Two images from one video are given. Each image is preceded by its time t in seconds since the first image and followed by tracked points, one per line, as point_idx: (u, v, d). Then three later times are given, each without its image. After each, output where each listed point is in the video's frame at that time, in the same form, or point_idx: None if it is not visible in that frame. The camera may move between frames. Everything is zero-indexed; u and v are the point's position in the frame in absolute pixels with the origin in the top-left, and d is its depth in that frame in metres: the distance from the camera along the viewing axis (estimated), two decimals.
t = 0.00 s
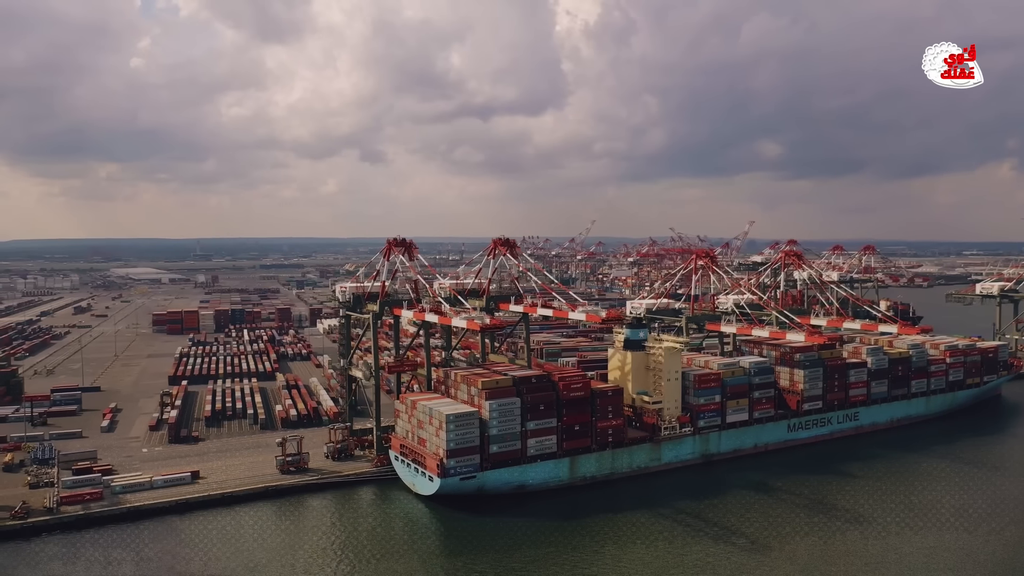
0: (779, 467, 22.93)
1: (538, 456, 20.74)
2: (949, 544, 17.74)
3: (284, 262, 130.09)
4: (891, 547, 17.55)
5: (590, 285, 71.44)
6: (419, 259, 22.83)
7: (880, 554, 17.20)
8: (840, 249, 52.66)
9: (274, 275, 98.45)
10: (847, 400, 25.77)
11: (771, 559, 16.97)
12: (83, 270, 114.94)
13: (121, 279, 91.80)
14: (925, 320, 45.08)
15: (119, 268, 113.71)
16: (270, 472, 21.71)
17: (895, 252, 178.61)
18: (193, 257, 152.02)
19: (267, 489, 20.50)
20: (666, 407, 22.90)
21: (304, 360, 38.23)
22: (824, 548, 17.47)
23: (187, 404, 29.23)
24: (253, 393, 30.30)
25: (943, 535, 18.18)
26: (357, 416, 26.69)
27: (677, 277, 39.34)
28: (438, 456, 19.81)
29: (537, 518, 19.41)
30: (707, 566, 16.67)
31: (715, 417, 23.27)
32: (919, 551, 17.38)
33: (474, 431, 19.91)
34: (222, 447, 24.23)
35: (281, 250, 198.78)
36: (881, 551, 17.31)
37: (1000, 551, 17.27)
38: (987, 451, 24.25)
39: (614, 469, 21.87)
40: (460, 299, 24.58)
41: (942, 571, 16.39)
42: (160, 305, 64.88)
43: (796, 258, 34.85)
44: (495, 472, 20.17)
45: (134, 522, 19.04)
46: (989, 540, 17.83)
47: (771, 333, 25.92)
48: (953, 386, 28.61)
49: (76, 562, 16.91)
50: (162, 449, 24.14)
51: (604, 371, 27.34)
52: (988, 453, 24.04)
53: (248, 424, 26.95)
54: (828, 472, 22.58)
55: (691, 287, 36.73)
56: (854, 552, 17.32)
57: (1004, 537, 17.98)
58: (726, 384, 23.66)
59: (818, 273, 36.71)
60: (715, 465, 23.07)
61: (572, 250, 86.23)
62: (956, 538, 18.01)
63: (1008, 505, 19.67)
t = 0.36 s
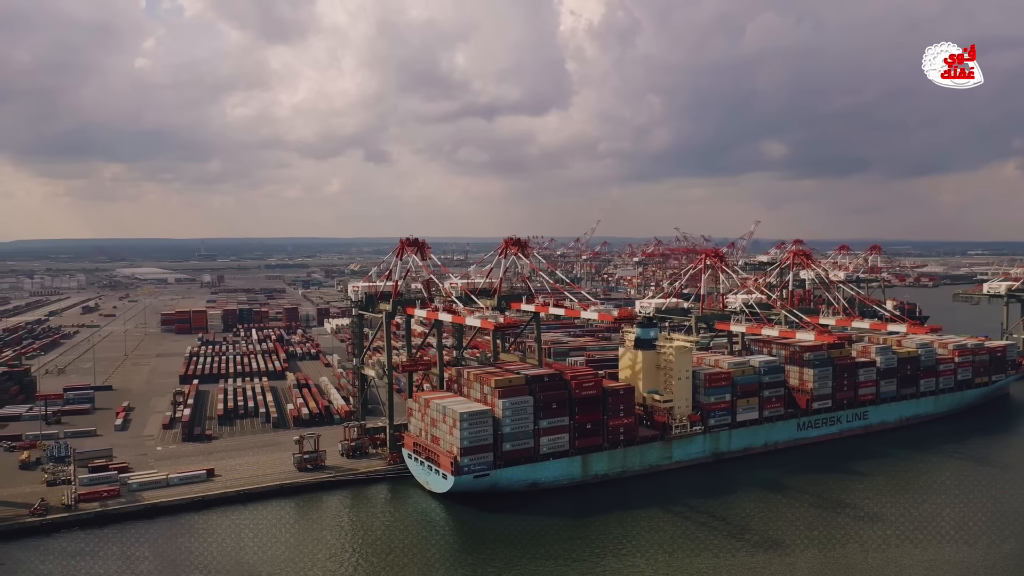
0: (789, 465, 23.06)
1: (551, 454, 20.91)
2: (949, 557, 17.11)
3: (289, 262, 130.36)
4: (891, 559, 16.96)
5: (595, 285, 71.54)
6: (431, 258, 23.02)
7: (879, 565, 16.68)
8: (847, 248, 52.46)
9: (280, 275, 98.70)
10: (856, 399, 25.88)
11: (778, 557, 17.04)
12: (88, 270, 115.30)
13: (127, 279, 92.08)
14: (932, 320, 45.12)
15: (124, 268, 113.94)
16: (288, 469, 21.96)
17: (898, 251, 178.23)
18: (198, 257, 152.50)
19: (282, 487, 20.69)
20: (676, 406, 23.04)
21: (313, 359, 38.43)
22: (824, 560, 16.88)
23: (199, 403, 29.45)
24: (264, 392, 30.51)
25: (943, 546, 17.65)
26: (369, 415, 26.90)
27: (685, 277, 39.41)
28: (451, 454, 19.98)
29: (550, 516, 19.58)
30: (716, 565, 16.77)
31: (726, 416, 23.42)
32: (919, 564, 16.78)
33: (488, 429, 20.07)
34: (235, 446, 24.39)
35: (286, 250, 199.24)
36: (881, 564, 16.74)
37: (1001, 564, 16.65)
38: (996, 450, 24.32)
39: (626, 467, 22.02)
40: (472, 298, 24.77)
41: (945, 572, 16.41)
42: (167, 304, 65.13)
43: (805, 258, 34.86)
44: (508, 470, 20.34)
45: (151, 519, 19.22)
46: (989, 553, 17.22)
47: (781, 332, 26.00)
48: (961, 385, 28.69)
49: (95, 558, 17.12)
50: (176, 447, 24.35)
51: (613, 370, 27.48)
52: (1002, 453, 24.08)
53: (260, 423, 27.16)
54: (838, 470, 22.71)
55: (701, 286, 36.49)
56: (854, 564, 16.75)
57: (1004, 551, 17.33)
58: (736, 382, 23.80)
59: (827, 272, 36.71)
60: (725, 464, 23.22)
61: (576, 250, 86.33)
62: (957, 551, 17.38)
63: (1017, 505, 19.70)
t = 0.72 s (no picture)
0: (797, 463, 23.22)
1: (561, 452, 21.06)
2: (950, 556, 17.14)
3: (292, 262, 130.60)
4: (891, 559, 16.99)
5: (600, 285, 71.65)
6: (441, 257, 23.19)
7: (880, 564, 16.74)
8: (852, 248, 52.33)
9: (284, 275, 98.93)
10: (863, 397, 26.02)
11: (780, 555, 17.14)
12: (93, 270, 115.59)
13: (131, 279, 92.33)
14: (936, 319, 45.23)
15: (128, 268, 114.20)
16: (303, 466, 22.18)
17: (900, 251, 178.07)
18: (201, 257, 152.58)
19: (294, 485, 20.85)
20: (685, 405, 23.18)
21: (321, 359, 38.64)
22: (824, 560, 16.90)
23: (209, 402, 29.66)
24: (273, 391, 30.71)
25: (944, 544, 17.73)
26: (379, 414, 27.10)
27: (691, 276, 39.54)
28: (463, 452, 20.13)
29: (559, 514, 19.72)
30: (720, 563, 16.86)
31: (734, 414, 23.57)
32: (920, 564, 16.82)
33: (498, 428, 20.23)
34: (247, 444, 24.57)
35: (288, 250, 199.56)
36: (881, 564, 16.77)
37: (1003, 564, 16.71)
38: (1003, 448, 24.43)
39: (635, 465, 22.18)
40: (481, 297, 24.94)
41: (945, 571, 16.42)
42: (173, 304, 65.35)
43: (812, 258, 34.91)
44: (519, 468, 20.49)
45: (164, 516, 19.38)
46: (990, 553, 17.29)
47: (789, 331, 26.07)
48: (968, 384, 28.80)
49: (112, 556, 17.30)
50: (188, 445, 24.54)
51: (621, 369, 27.65)
52: (1009, 451, 24.16)
53: (270, 421, 27.35)
54: (846, 468, 22.83)
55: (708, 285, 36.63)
56: (854, 563, 16.80)
57: (1005, 550, 17.37)
58: (744, 381, 23.95)
59: (834, 272, 36.77)
60: (733, 462, 23.37)
61: (580, 250, 86.44)
62: (958, 550, 17.42)
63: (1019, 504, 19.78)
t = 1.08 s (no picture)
0: (804, 461, 23.40)
1: (570, 450, 21.25)
2: (950, 549, 17.49)
3: (295, 262, 130.81)
4: (890, 552, 17.30)
5: (603, 285, 71.65)
6: (451, 257, 23.39)
7: (880, 558, 17.05)
8: (854, 248, 52.53)
9: (287, 274, 99.09)
10: (869, 396, 26.18)
11: (783, 553, 17.27)
12: (97, 270, 115.77)
13: (135, 279, 92.47)
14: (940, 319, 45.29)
15: (131, 268, 114.33)
16: (317, 464, 22.42)
17: (902, 251, 177.94)
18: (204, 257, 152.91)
19: (305, 482, 21.07)
20: (693, 403, 23.29)
21: (328, 358, 38.84)
22: (824, 553, 17.20)
23: (218, 401, 29.87)
24: (282, 390, 30.91)
25: (944, 538, 18.04)
26: (387, 413, 27.30)
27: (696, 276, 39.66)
28: (473, 449, 20.30)
29: (569, 510, 19.92)
30: (724, 558, 17.10)
31: (741, 412, 23.74)
32: (920, 556, 17.15)
33: (509, 426, 20.40)
34: (257, 442, 24.75)
35: (291, 250, 199.85)
36: (881, 557, 17.07)
37: (1002, 557, 17.04)
38: (1008, 446, 24.60)
39: (643, 463, 22.36)
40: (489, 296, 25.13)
41: (945, 564, 16.76)
42: (178, 304, 65.50)
43: (817, 258, 35.04)
44: (529, 466, 20.67)
45: (178, 513, 19.59)
46: (990, 546, 17.62)
47: (795, 331, 26.04)
48: (973, 383, 28.95)
49: (129, 551, 17.51)
50: (199, 443, 24.74)
51: (628, 368, 27.84)
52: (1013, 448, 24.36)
53: (280, 420, 27.56)
54: (851, 466, 23.03)
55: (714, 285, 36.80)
56: (854, 556, 17.11)
57: (1005, 543, 17.73)
58: (752, 380, 24.10)
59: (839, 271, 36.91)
60: (740, 460, 23.55)
61: (583, 250, 86.49)
62: (959, 544, 17.75)
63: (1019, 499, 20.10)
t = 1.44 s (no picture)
0: (808, 459, 23.62)
1: (577, 447, 21.45)
2: (950, 544, 17.77)
3: (296, 262, 130.89)
4: (890, 546, 17.60)
5: (605, 285, 71.67)
6: (458, 256, 23.60)
7: (880, 551, 17.35)
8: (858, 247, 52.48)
9: (289, 274, 99.18)
10: (873, 395, 26.38)
11: (785, 549, 17.45)
12: (98, 270, 115.75)
13: (137, 279, 92.51)
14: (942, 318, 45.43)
15: (133, 268, 114.32)
16: (331, 461, 22.68)
17: (903, 251, 177.84)
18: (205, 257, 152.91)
19: (315, 479, 21.27)
20: (698, 401, 23.46)
21: (333, 358, 39.01)
22: (825, 547, 17.48)
23: (226, 400, 30.07)
24: (289, 389, 31.12)
25: (945, 533, 18.32)
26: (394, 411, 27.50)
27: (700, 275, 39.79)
28: (482, 447, 20.49)
29: (576, 507, 20.13)
30: (728, 552, 17.37)
31: (746, 411, 23.95)
32: (919, 551, 17.45)
33: (517, 424, 20.59)
34: (266, 440, 24.96)
35: (291, 250, 199.85)
36: (881, 551, 17.35)
37: (1001, 552, 17.34)
38: (1011, 444, 24.82)
39: (649, 461, 22.56)
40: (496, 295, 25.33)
41: (944, 558, 17.06)
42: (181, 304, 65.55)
43: (821, 257, 35.20)
44: (537, 463, 20.87)
45: (190, 510, 19.78)
46: (990, 541, 17.91)
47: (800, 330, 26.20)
48: (976, 381, 29.14)
49: (144, 547, 17.71)
50: (208, 442, 24.94)
51: (634, 367, 28.03)
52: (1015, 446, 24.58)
53: (288, 419, 27.76)
54: (855, 463, 23.26)
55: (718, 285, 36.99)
56: (854, 550, 17.40)
57: (1004, 538, 18.04)
58: (757, 378, 24.29)
59: (843, 271, 37.05)
60: (746, 458, 23.75)
61: (584, 250, 86.53)
62: (959, 538, 18.05)
63: (1018, 495, 20.38)
